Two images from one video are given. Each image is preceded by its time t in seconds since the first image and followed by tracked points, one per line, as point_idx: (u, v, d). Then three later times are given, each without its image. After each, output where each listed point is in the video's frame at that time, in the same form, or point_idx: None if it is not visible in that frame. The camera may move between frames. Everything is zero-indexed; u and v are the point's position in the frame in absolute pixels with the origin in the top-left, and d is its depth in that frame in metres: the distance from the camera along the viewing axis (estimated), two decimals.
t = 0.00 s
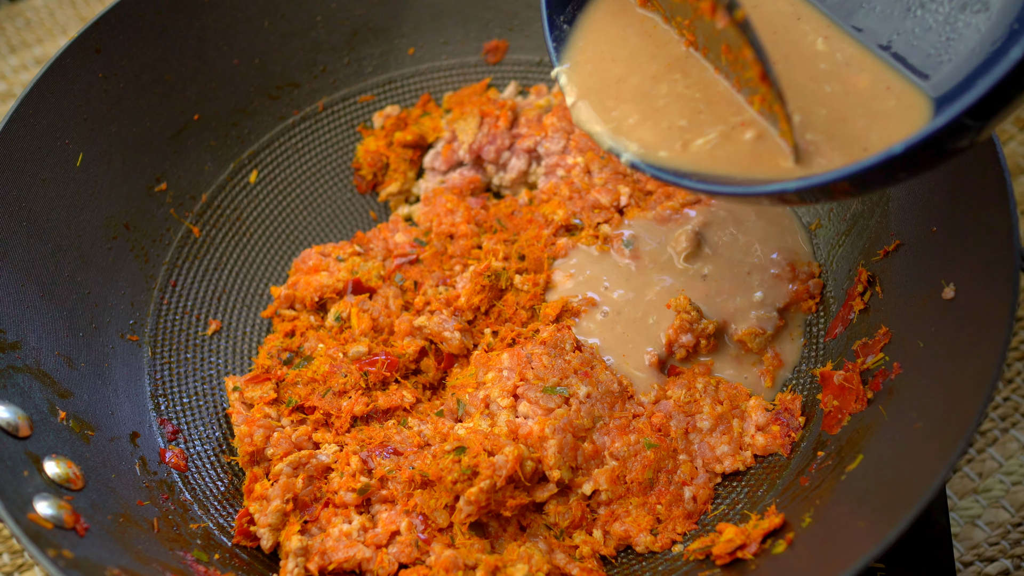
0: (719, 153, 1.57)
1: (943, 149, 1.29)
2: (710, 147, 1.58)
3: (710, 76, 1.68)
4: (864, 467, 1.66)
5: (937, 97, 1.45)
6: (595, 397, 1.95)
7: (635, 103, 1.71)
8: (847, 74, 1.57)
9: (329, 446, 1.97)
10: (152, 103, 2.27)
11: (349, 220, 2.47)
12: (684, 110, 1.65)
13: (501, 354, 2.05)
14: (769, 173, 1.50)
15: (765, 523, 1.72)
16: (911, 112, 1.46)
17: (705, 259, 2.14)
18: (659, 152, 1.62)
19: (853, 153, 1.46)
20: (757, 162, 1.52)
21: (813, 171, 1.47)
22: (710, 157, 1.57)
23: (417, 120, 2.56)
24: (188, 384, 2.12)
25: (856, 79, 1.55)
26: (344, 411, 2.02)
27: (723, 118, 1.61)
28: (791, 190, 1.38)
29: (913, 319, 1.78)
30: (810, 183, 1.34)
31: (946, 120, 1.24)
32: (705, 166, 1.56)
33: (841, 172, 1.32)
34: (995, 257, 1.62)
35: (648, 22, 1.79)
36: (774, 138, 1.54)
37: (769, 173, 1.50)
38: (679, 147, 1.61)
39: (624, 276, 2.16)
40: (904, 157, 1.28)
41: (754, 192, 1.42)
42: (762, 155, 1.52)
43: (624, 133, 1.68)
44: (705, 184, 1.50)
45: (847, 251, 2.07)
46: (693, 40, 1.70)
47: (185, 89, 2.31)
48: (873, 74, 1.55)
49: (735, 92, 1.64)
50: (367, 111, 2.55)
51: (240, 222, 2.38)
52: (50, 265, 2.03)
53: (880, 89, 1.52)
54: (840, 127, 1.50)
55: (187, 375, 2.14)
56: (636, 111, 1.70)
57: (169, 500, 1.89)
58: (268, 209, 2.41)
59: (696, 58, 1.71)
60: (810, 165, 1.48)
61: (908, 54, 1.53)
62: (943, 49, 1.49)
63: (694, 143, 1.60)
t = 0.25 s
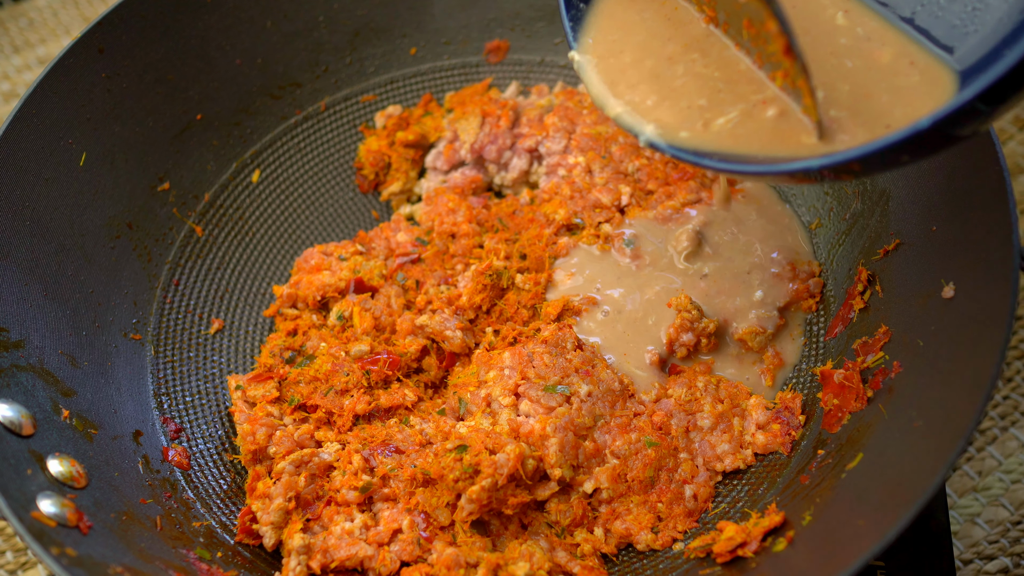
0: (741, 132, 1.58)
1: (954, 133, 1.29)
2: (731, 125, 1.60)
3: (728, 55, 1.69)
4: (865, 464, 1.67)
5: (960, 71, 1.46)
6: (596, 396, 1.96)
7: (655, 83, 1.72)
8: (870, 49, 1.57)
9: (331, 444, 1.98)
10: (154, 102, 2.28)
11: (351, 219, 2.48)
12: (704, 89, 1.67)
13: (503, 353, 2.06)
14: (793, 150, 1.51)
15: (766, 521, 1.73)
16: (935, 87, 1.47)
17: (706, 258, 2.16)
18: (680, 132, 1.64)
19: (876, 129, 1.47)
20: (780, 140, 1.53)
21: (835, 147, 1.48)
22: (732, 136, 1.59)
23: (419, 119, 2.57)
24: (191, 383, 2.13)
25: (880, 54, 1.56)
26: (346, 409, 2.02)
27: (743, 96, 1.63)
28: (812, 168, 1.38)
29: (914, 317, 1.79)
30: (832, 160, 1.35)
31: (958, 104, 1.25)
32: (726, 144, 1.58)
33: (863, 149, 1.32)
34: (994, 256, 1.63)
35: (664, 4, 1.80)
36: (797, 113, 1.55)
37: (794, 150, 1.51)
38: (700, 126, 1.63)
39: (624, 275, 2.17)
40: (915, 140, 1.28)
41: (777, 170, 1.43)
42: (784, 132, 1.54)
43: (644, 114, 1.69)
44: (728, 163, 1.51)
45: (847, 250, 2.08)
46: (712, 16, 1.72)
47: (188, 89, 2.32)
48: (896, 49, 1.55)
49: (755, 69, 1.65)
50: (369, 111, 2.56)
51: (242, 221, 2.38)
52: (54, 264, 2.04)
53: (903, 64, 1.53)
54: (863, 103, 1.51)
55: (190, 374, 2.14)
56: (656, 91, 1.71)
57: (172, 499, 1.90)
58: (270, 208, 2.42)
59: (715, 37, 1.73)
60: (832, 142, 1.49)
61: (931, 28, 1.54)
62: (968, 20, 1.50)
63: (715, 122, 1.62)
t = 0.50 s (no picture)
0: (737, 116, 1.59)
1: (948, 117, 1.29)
2: (730, 111, 1.60)
3: (726, 41, 1.70)
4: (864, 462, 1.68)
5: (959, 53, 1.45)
6: (597, 394, 1.97)
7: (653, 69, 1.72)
8: (871, 32, 1.56)
9: (333, 443, 1.99)
10: (157, 102, 2.29)
11: (353, 218, 2.49)
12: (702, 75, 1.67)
13: (504, 352, 2.07)
14: (793, 134, 1.51)
15: (766, 519, 1.73)
16: (934, 69, 1.46)
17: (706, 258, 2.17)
18: (677, 119, 1.64)
19: (875, 112, 1.46)
20: (780, 124, 1.53)
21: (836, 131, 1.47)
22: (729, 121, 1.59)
23: (421, 119, 2.57)
24: (193, 382, 2.14)
25: (880, 37, 1.54)
26: (348, 408, 2.03)
27: (741, 81, 1.63)
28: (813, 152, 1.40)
29: (914, 316, 1.80)
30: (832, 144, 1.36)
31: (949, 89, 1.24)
32: (726, 129, 1.58)
33: (862, 133, 1.33)
34: (993, 256, 1.64)
35: None
36: (796, 97, 1.55)
37: (794, 134, 1.51)
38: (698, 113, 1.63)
39: (625, 274, 2.18)
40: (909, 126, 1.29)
41: (777, 155, 1.44)
42: (785, 116, 1.54)
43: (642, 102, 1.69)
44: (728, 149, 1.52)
45: (847, 249, 2.09)
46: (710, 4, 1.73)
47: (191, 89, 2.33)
48: (897, 31, 1.53)
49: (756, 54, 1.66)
50: (371, 111, 2.57)
51: (245, 221, 2.39)
52: (57, 263, 2.05)
53: (902, 47, 1.51)
54: (862, 87, 1.50)
55: (193, 373, 2.15)
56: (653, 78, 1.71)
57: (175, 497, 1.91)
58: (273, 207, 2.43)
59: (711, 24, 1.74)
60: (833, 126, 1.48)
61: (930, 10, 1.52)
62: None
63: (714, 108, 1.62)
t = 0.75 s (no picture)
0: (731, 100, 1.58)
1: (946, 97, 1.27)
2: (724, 93, 1.59)
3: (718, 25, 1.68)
4: (864, 460, 1.68)
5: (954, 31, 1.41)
6: (598, 393, 1.98)
7: (641, 58, 1.69)
8: (867, 10, 1.53)
9: (335, 441, 2.00)
10: (160, 102, 2.29)
11: (355, 218, 2.49)
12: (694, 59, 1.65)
13: (506, 351, 2.08)
14: (790, 116, 1.50)
15: (767, 517, 1.74)
16: (929, 48, 1.43)
17: (707, 256, 2.17)
18: (671, 103, 1.62)
19: (873, 95, 1.44)
20: (775, 106, 1.53)
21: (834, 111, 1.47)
22: (722, 105, 1.58)
23: (423, 118, 2.58)
24: (196, 380, 2.15)
25: (875, 15, 1.51)
26: (351, 406, 2.04)
27: (734, 64, 1.61)
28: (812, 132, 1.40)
29: (914, 315, 1.80)
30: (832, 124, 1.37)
31: (944, 67, 1.23)
32: (720, 112, 1.58)
33: (860, 113, 1.33)
34: (992, 256, 1.65)
35: None
36: (794, 77, 1.54)
37: (790, 116, 1.50)
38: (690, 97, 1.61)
39: (626, 273, 2.19)
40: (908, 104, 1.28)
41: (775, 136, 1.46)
42: (781, 97, 1.54)
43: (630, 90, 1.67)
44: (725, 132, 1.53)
45: (848, 249, 2.10)
46: None
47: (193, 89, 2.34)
48: (894, 8, 1.50)
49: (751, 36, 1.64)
50: (373, 110, 2.58)
51: (248, 220, 2.40)
52: (60, 262, 2.06)
53: (897, 25, 1.48)
54: (860, 68, 1.48)
55: (195, 372, 2.16)
56: (643, 66, 1.68)
57: (177, 495, 1.91)
58: (275, 206, 2.44)
59: (703, 6, 1.71)
60: (832, 105, 1.48)
61: None
62: None
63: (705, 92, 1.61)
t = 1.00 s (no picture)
0: (732, 86, 1.58)
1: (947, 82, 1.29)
2: (725, 79, 1.59)
3: (720, 10, 1.68)
4: (864, 458, 1.69)
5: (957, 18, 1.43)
6: (599, 392, 1.99)
7: (644, 44, 1.70)
8: None
9: (338, 440, 2.01)
10: (163, 101, 2.30)
11: (357, 217, 2.50)
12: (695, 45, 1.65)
13: (507, 350, 2.09)
14: (793, 100, 1.50)
15: (767, 515, 1.75)
16: (933, 32, 1.45)
17: (707, 255, 2.18)
18: (670, 90, 1.62)
19: (878, 76, 1.44)
20: (777, 92, 1.53)
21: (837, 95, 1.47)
22: (724, 91, 1.58)
23: (424, 118, 2.59)
24: (199, 379, 2.16)
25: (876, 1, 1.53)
26: (353, 405, 2.05)
27: (734, 50, 1.61)
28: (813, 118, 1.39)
29: (914, 313, 1.81)
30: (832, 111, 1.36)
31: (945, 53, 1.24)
32: (721, 98, 1.57)
33: (860, 99, 1.32)
34: (992, 254, 1.65)
35: None
36: (796, 62, 1.54)
37: (793, 101, 1.51)
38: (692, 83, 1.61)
39: (626, 272, 2.20)
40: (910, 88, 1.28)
41: (775, 123, 1.45)
42: (783, 82, 1.53)
43: (632, 76, 1.68)
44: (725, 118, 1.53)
45: (848, 248, 2.11)
46: None
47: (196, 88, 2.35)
48: None
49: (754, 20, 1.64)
50: (375, 110, 2.59)
51: (250, 219, 2.41)
52: (63, 261, 2.07)
53: (899, 10, 1.50)
54: (864, 51, 1.48)
55: (198, 371, 2.17)
56: (643, 53, 1.69)
57: (180, 493, 1.92)
58: (277, 205, 2.44)
59: None
60: (836, 91, 1.48)
61: None
62: None
63: (707, 78, 1.60)
